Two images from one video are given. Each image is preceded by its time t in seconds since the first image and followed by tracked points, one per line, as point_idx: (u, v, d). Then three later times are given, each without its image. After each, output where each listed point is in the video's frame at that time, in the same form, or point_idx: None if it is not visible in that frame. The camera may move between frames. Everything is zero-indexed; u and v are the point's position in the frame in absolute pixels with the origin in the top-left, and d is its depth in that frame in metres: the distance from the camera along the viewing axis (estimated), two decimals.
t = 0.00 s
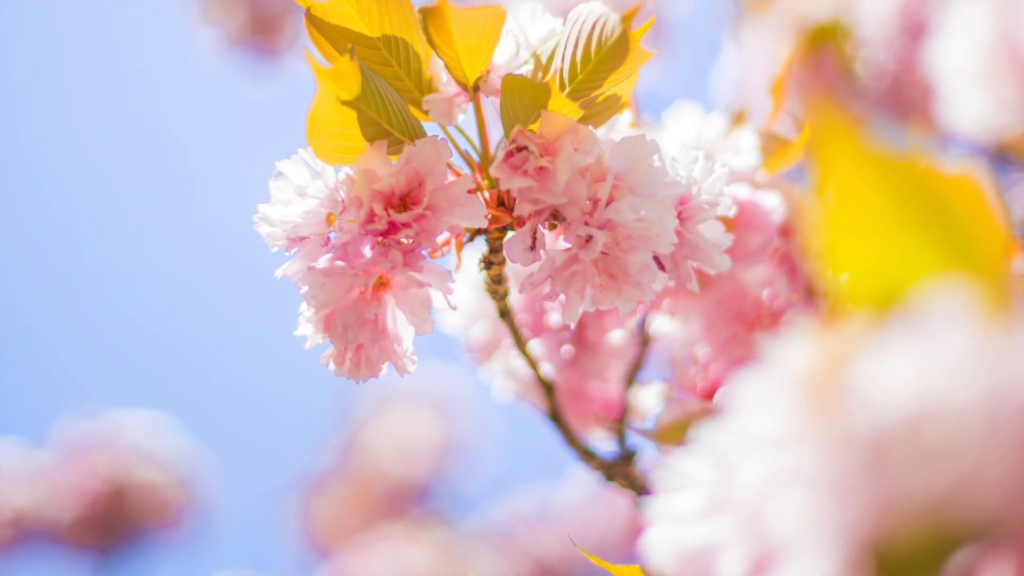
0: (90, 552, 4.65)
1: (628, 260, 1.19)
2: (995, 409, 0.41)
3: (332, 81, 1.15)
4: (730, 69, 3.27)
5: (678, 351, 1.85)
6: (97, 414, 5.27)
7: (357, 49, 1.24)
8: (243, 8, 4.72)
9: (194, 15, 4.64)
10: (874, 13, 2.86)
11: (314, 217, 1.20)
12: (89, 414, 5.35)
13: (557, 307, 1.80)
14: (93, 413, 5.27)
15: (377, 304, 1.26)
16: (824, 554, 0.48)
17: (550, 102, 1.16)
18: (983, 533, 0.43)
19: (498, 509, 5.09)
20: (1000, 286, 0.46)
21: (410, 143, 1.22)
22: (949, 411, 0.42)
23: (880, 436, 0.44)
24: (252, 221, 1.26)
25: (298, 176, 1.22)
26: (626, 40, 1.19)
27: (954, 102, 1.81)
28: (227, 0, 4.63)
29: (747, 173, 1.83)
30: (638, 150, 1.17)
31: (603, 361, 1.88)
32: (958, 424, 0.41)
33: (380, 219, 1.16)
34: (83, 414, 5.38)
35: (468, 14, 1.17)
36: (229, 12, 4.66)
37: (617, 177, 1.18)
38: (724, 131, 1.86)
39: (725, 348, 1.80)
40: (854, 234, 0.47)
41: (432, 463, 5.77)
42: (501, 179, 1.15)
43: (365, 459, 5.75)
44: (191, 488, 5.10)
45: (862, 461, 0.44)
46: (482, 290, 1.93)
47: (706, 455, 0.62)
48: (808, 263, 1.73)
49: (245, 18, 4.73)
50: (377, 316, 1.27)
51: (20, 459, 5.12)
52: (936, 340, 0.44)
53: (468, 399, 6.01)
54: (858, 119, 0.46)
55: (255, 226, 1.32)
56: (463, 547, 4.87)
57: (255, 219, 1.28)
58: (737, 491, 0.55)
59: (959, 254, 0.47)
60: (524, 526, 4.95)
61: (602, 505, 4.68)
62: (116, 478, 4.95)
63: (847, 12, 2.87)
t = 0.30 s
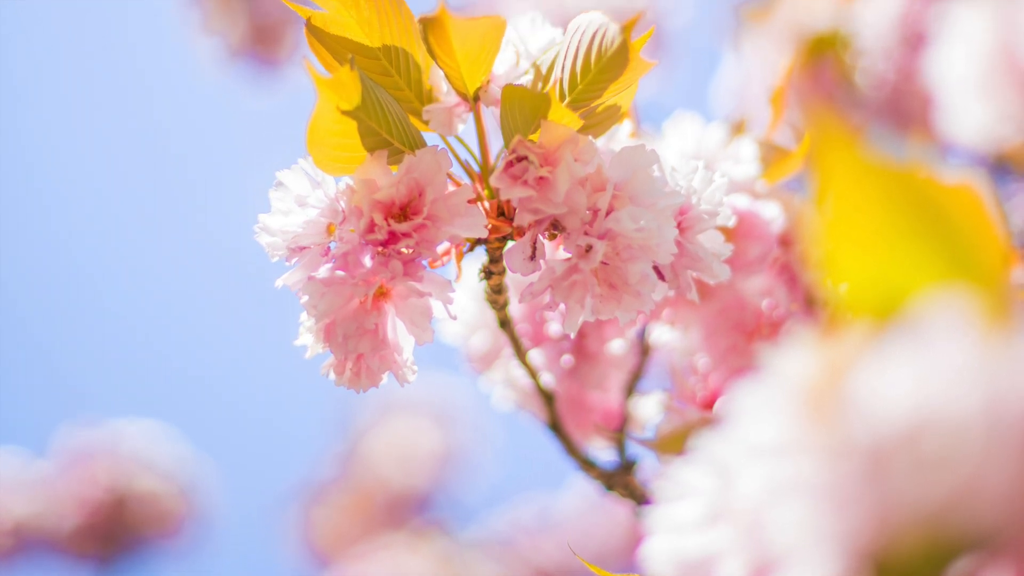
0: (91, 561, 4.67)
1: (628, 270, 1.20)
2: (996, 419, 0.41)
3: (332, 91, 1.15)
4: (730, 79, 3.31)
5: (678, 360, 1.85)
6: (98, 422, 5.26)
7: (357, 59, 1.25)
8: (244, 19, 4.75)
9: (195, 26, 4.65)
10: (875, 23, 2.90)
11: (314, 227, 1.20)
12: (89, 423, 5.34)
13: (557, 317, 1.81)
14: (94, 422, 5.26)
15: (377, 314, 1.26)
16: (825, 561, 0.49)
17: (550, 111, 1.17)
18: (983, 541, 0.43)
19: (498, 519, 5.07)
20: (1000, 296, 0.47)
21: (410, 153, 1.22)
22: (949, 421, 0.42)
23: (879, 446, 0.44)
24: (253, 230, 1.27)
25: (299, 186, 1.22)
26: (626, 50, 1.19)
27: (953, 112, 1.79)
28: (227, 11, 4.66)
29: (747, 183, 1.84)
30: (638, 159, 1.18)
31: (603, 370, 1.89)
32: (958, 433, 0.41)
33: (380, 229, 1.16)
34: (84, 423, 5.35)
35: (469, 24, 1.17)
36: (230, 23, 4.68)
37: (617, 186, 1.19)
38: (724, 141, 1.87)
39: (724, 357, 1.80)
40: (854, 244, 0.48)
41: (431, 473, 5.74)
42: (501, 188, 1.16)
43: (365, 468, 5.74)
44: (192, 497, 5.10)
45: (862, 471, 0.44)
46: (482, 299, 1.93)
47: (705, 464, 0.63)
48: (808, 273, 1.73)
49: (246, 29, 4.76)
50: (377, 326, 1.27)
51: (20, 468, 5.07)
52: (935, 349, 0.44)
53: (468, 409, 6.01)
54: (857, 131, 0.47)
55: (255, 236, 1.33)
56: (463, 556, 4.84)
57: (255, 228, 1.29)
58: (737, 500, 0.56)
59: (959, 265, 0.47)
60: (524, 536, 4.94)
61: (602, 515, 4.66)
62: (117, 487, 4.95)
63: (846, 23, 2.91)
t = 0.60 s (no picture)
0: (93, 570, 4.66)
1: (628, 280, 1.20)
2: (995, 428, 0.41)
3: (333, 102, 1.17)
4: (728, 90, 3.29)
5: (677, 370, 1.85)
6: (97, 432, 5.23)
7: (358, 70, 1.26)
8: (243, 29, 4.76)
9: (195, 36, 4.64)
10: (875, 33, 2.86)
11: (314, 237, 1.21)
12: (89, 432, 5.31)
13: (557, 327, 1.81)
14: (94, 431, 5.23)
15: (377, 324, 1.26)
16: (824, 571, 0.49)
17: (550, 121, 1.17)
18: (982, 554, 0.43)
19: (498, 529, 5.06)
20: (999, 306, 0.47)
21: (410, 163, 1.23)
22: (949, 431, 0.42)
23: (878, 455, 0.44)
24: (253, 240, 1.27)
25: (300, 196, 1.22)
26: (626, 60, 1.21)
27: (949, 120, 1.81)
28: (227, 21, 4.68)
29: (747, 192, 1.85)
30: (638, 169, 1.19)
31: (603, 380, 1.89)
32: (957, 443, 0.42)
33: (380, 239, 1.17)
34: (84, 433, 5.31)
35: (469, 35, 1.19)
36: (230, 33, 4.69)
37: (617, 197, 1.19)
38: (724, 151, 1.87)
39: (724, 367, 1.81)
40: (853, 254, 0.47)
41: (432, 483, 5.77)
42: (501, 199, 1.16)
43: (365, 478, 5.73)
44: (192, 507, 5.09)
45: (862, 479, 0.45)
46: (482, 309, 1.94)
47: (706, 475, 0.64)
48: (807, 283, 1.74)
49: (246, 39, 4.77)
50: (377, 336, 1.27)
51: (20, 477, 4.97)
52: (934, 359, 0.45)
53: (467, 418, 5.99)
54: (857, 139, 0.46)
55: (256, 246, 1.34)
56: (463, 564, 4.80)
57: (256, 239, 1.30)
58: (737, 509, 0.57)
59: (957, 275, 0.47)
60: (524, 545, 4.92)
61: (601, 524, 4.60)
62: (118, 496, 4.94)
63: (846, 33, 2.94)
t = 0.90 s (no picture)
0: None
1: (628, 290, 1.21)
2: (995, 436, 0.42)
3: (333, 111, 1.17)
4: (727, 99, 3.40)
5: (677, 380, 1.85)
6: (98, 441, 5.22)
7: (358, 79, 1.27)
8: (244, 39, 4.78)
9: (196, 46, 4.70)
10: (875, 44, 2.81)
11: (314, 246, 1.22)
12: (90, 441, 5.31)
13: (557, 336, 1.81)
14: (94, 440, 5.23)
15: (377, 333, 1.27)
16: None
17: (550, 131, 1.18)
18: (983, 561, 0.43)
19: (499, 538, 5.14)
20: (998, 316, 0.47)
21: (410, 173, 1.24)
22: (949, 439, 0.42)
23: (878, 464, 0.45)
24: (254, 250, 1.28)
25: (300, 206, 1.23)
26: (625, 70, 1.21)
27: (949, 131, 1.81)
28: (228, 32, 4.71)
29: (747, 202, 1.86)
30: (638, 179, 1.19)
31: (603, 390, 1.90)
32: (957, 452, 0.42)
33: (380, 249, 1.17)
34: (85, 442, 5.29)
35: (470, 45, 1.19)
36: (230, 43, 4.73)
37: (616, 207, 1.20)
38: (723, 161, 1.88)
39: (724, 377, 1.81)
40: (853, 264, 0.48)
41: (432, 493, 5.78)
42: (501, 209, 1.17)
43: (365, 488, 5.71)
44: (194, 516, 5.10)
45: (862, 489, 0.45)
46: (482, 319, 1.93)
47: (705, 484, 0.64)
48: (807, 293, 1.74)
49: (247, 49, 4.81)
50: (377, 345, 1.28)
51: (21, 487, 4.95)
52: (934, 369, 0.45)
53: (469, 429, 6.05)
54: (856, 149, 0.46)
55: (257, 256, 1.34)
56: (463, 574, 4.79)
57: (256, 248, 1.31)
58: (738, 520, 0.57)
59: (957, 284, 0.48)
60: (523, 554, 4.91)
61: (599, 534, 4.51)
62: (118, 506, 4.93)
63: (846, 43, 2.93)
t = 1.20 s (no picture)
0: None
1: (628, 299, 1.21)
2: (995, 445, 0.41)
3: (334, 123, 1.16)
4: (728, 108, 3.50)
5: (677, 390, 1.85)
6: (100, 451, 5.22)
7: (358, 90, 1.28)
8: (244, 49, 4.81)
9: (197, 56, 4.73)
10: (874, 54, 2.78)
11: (314, 256, 1.22)
12: (91, 451, 5.29)
13: (557, 346, 1.81)
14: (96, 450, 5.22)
15: (377, 343, 1.27)
16: None
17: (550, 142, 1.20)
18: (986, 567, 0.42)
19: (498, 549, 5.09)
20: (998, 326, 0.47)
21: (410, 183, 1.25)
22: (947, 449, 0.43)
23: (876, 475, 0.45)
24: (254, 260, 1.29)
25: (300, 217, 1.25)
26: (625, 80, 1.20)
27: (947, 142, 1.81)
28: (228, 42, 4.73)
29: (746, 213, 1.86)
30: (638, 189, 1.20)
31: (603, 400, 1.89)
32: (955, 462, 0.42)
33: (380, 258, 1.18)
34: (85, 453, 5.26)
35: (470, 56, 1.19)
36: (230, 54, 4.75)
37: (616, 217, 1.21)
38: (723, 171, 1.88)
39: (724, 386, 1.81)
40: (851, 273, 0.48)
41: (431, 503, 5.78)
42: (501, 218, 1.18)
43: (365, 497, 5.71)
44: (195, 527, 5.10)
45: (860, 499, 0.46)
46: (482, 328, 1.91)
47: (705, 494, 0.65)
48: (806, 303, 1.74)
49: (248, 60, 4.83)
50: (378, 355, 1.28)
51: (24, 497, 4.87)
52: (931, 379, 0.45)
53: (469, 439, 6.09)
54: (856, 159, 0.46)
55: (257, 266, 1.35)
56: None
57: (257, 258, 1.31)
58: (737, 530, 0.58)
59: (956, 294, 0.48)
60: (523, 564, 4.91)
61: (598, 544, 4.47)
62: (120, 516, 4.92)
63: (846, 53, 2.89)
